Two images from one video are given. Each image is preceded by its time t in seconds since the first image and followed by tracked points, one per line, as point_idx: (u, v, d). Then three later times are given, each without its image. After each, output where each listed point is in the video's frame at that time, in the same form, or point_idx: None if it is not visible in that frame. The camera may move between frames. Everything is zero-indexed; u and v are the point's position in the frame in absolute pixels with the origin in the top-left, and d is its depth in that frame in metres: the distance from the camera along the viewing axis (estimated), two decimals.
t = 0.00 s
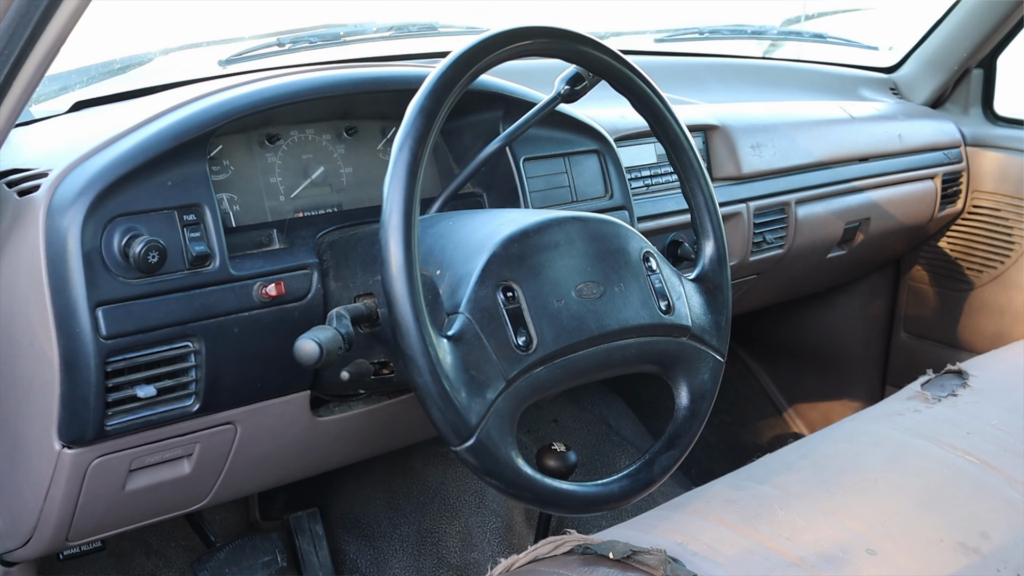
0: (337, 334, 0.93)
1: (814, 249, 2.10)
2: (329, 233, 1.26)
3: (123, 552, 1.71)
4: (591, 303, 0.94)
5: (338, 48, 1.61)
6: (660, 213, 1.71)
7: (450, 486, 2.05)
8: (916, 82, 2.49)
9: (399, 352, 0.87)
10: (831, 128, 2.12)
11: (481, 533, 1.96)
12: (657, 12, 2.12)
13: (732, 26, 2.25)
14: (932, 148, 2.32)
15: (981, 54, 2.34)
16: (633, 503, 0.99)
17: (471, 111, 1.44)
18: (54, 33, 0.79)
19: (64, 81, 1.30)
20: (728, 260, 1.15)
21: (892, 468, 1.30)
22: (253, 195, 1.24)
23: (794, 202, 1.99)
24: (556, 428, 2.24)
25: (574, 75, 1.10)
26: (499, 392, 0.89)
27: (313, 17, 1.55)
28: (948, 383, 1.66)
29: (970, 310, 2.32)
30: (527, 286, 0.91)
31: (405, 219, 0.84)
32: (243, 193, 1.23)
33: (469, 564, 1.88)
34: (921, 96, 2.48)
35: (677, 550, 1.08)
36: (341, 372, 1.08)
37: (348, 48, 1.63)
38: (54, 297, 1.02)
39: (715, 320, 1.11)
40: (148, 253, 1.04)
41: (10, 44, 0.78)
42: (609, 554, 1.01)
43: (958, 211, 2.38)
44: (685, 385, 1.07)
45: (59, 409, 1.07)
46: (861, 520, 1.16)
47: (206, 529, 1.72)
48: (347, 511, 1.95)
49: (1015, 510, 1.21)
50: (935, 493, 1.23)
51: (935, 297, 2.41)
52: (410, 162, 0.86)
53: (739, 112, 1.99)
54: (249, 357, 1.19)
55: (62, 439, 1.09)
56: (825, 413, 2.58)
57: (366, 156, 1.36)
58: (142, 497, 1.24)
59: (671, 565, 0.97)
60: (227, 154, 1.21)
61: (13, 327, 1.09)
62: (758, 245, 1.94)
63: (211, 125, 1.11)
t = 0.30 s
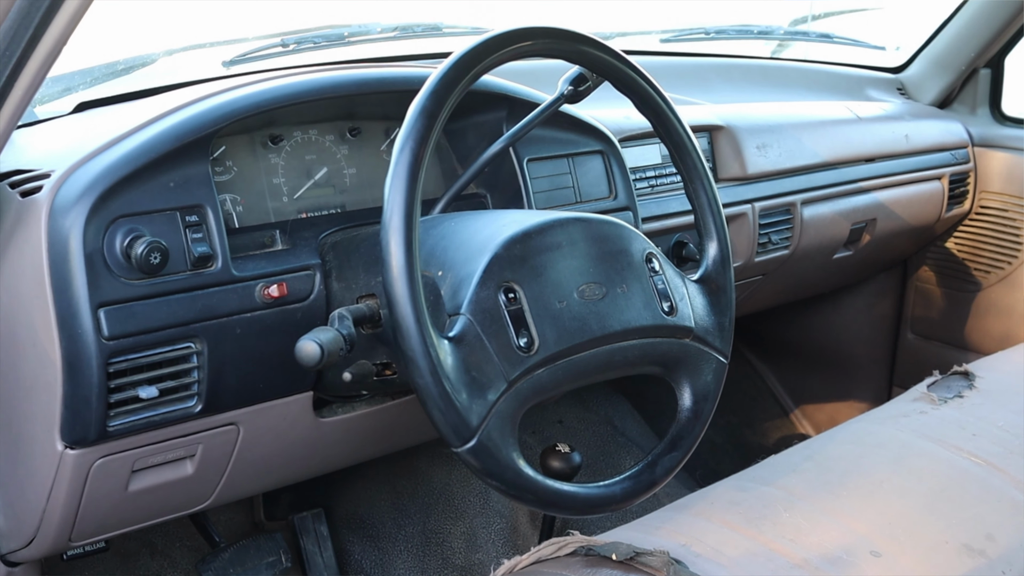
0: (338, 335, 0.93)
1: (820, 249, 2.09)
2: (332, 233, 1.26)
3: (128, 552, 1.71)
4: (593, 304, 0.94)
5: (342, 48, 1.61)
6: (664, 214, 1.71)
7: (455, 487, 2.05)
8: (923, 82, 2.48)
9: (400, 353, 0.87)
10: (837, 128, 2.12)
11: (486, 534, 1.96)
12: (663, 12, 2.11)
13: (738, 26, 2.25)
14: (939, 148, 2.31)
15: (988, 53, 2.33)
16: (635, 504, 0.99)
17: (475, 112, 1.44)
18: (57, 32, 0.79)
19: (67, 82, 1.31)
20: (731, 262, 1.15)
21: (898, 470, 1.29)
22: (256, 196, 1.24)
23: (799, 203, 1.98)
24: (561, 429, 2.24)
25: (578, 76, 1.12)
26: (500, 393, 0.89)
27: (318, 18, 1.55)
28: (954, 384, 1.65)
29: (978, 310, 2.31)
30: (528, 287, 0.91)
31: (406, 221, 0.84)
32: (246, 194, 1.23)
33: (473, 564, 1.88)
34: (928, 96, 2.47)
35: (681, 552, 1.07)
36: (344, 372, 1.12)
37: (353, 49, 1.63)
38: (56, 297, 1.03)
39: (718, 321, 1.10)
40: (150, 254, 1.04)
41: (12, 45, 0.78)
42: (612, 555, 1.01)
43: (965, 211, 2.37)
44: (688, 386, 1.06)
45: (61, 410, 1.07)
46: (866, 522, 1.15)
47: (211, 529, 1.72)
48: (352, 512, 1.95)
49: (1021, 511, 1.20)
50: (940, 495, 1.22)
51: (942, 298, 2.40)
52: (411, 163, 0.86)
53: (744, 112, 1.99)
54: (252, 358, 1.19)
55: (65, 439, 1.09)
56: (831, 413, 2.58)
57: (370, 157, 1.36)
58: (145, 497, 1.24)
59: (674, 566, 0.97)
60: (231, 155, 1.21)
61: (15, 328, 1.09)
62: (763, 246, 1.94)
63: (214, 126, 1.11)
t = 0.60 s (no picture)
0: (340, 336, 0.92)
1: (826, 250, 2.08)
2: (335, 235, 1.26)
3: (133, 552, 1.71)
4: (596, 305, 0.94)
5: (347, 49, 1.61)
6: (669, 215, 1.71)
7: (460, 488, 2.05)
8: (931, 83, 2.48)
9: (402, 354, 0.87)
10: (844, 129, 2.11)
11: (491, 535, 1.95)
12: (669, 12, 2.10)
13: (745, 27, 2.24)
14: (947, 149, 2.30)
15: (996, 54, 2.32)
16: (638, 507, 0.98)
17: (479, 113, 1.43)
18: (59, 31, 0.79)
19: (71, 83, 1.31)
20: (735, 263, 1.14)
21: (903, 472, 1.28)
22: (259, 197, 1.24)
23: (806, 204, 1.98)
24: (567, 430, 2.23)
25: (582, 77, 1.12)
26: (503, 395, 0.88)
27: (321, 18, 1.55)
28: (961, 386, 1.64)
29: (986, 311, 2.30)
30: (531, 289, 0.91)
31: (408, 222, 0.84)
32: (250, 195, 1.23)
33: (479, 565, 1.88)
34: (935, 97, 2.46)
35: (684, 553, 1.07)
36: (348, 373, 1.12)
37: (358, 50, 1.63)
38: (58, 298, 1.03)
39: (722, 322, 1.10)
40: (153, 255, 1.05)
41: (14, 46, 0.78)
42: (616, 557, 1.01)
43: (973, 212, 2.36)
44: (691, 388, 1.06)
45: (64, 411, 1.08)
46: (871, 524, 1.15)
47: (215, 530, 1.72)
48: (357, 513, 1.95)
49: None
50: (946, 497, 1.21)
51: (950, 300, 2.39)
52: (413, 164, 0.85)
53: (750, 113, 1.98)
54: (255, 359, 1.19)
55: (67, 440, 1.09)
56: (838, 415, 2.56)
57: (374, 158, 1.36)
58: (148, 498, 1.24)
59: (678, 568, 0.97)
60: (234, 156, 1.21)
61: (18, 329, 1.09)
62: (769, 247, 1.93)
63: (217, 127, 1.11)
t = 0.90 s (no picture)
0: (342, 338, 0.91)
1: (833, 251, 2.07)
2: (338, 236, 1.26)
3: (138, 553, 1.71)
4: (599, 307, 0.93)
5: (352, 50, 1.61)
6: (675, 217, 1.70)
7: (465, 489, 2.04)
8: (938, 83, 2.47)
9: (404, 356, 0.87)
10: (851, 130, 2.10)
11: (496, 537, 1.95)
12: (675, 12, 2.09)
13: (752, 27, 2.23)
14: (955, 150, 2.29)
15: (1005, 54, 2.31)
16: (641, 509, 0.98)
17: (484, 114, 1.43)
18: (62, 32, 0.79)
19: (75, 84, 1.32)
20: (739, 265, 1.14)
21: (909, 474, 1.27)
22: (264, 198, 1.24)
23: (813, 205, 1.97)
24: (573, 431, 2.23)
25: (586, 78, 1.12)
26: (504, 397, 0.88)
27: (326, 20, 1.55)
28: (968, 388, 1.63)
29: (994, 313, 2.28)
30: (533, 291, 0.90)
31: (410, 224, 0.84)
32: (254, 196, 1.23)
33: (483, 567, 1.88)
34: (943, 98, 2.45)
35: (688, 556, 1.06)
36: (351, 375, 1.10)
37: (362, 50, 1.63)
38: (62, 300, 1.03)
39: (726, 325, 1.09)
40: (155, 256, 1.05)
41: (17, 47, 0.78)
42: (619, 559, 1.01)
43: (981, 214, 2.34)
44: (695, 390, 1.05)
45: (67, 412, 1.08)
46: (876, 526, 1.14)
47: (220, 531, 1.72)
48: (362, 514, 1.95)
49: None
50: (952, 499, 1.20)
51: (958, 301, 2.37)
52: (415, 166, 0.85)
53: (757, 114, 1.97)
54: (258, 360, 1.19)
55: (70, 441, 1.09)
56: (846, 417, 2.55)
57: (378, 159, 1.36)
58: (152, 499, 1.24)
59: (682, 572, 0.98)
60: (238, 157, 1.21)
61: (20, 330, 1.09)
62: (775, 248, 1.92)
63: (220, 128, 1.11)
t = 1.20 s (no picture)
0: (345, 339, 0.90)
1: (840, 253, 2.07)
2: (343, 237, 1.26)
3: (144, 553, 1.72)
4: (602, 309, 0.93)
5: (358, 51, 1.61)
6: (681, 218, 1.69)
7: (470, 490, 2.04)
8: (947, 84, 2.45)
9: (406, 358, 0.86)
10: (858, 130, 2.09)
11: (501, 538, 1.95)
12: (681, 13, 2.09)
13: (759, 27, 2.23)
14: (963, 151, 2.28)
15: (1013, 55, 2.29)
16: (645, 512, 0.97)
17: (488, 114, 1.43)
18: (64, 34, 0.79)
19: (79, 84, 1.32)
20: (744, 267, 1.13)
21: (914, 477, 1.26)
22: (268, 199, 1.24)
23: (819, 206, 1.96)
24: (579, 432, 2.23)
25: (591, 79, 1.12)
26: (507, 399, 0.88)
27: (332, 20, 1.55)
28: (975, 390, 1.62)
29: (1002, 315, 2.27)
30: (536, 293, 0.90)
31: (412, 226, 0.84)
32: (258, 197, 1.23)
33: (488, 568, 1.88)
34: (951, 99, 2.44)
35: (692, 558, 1.06)
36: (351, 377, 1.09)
37: (368, 51, 1.63)
38: (65, 301, 1.03)
39: (730, 327, 1.09)
40: (158, 257, 1.05)
41: (21, 47, 0.79)
42: (623, 562, 1.00)
43: (988, 215, 2.33)
44: (699, 392, 1.05)
45: (70, 414, 1.08)
46: (882, 529, 1.13)
47: (225, 531, 1.72)
48: (368, 514, 1.95)
49: None
50: (958, 502, 1.20)
51: (965, 303, 2.36)
52: (418, 167, 0.85)
53: (763, 114, 1.96)
54: (261, 361, 1.19)
55: (73, 442, 1.10)
56: (853, 418, 2.54)
57: (383, 160, 1.35)
58: (155, 500, 1.24)
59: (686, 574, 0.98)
60: (242, 158, 1.21)
61: (24, 331, 1.09)
62: (781, 249, 1.91)
63: (224, 129, 1.11)
